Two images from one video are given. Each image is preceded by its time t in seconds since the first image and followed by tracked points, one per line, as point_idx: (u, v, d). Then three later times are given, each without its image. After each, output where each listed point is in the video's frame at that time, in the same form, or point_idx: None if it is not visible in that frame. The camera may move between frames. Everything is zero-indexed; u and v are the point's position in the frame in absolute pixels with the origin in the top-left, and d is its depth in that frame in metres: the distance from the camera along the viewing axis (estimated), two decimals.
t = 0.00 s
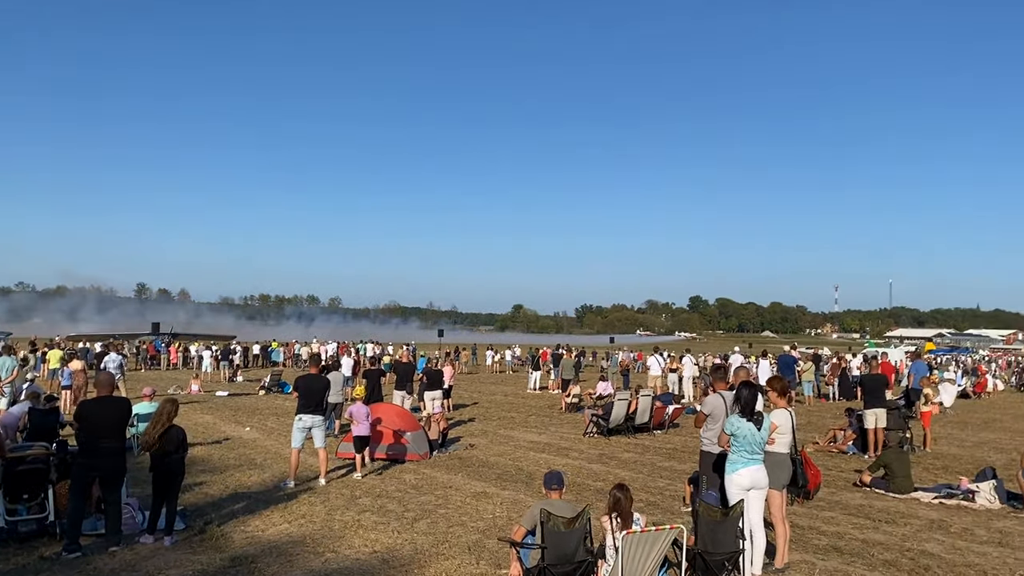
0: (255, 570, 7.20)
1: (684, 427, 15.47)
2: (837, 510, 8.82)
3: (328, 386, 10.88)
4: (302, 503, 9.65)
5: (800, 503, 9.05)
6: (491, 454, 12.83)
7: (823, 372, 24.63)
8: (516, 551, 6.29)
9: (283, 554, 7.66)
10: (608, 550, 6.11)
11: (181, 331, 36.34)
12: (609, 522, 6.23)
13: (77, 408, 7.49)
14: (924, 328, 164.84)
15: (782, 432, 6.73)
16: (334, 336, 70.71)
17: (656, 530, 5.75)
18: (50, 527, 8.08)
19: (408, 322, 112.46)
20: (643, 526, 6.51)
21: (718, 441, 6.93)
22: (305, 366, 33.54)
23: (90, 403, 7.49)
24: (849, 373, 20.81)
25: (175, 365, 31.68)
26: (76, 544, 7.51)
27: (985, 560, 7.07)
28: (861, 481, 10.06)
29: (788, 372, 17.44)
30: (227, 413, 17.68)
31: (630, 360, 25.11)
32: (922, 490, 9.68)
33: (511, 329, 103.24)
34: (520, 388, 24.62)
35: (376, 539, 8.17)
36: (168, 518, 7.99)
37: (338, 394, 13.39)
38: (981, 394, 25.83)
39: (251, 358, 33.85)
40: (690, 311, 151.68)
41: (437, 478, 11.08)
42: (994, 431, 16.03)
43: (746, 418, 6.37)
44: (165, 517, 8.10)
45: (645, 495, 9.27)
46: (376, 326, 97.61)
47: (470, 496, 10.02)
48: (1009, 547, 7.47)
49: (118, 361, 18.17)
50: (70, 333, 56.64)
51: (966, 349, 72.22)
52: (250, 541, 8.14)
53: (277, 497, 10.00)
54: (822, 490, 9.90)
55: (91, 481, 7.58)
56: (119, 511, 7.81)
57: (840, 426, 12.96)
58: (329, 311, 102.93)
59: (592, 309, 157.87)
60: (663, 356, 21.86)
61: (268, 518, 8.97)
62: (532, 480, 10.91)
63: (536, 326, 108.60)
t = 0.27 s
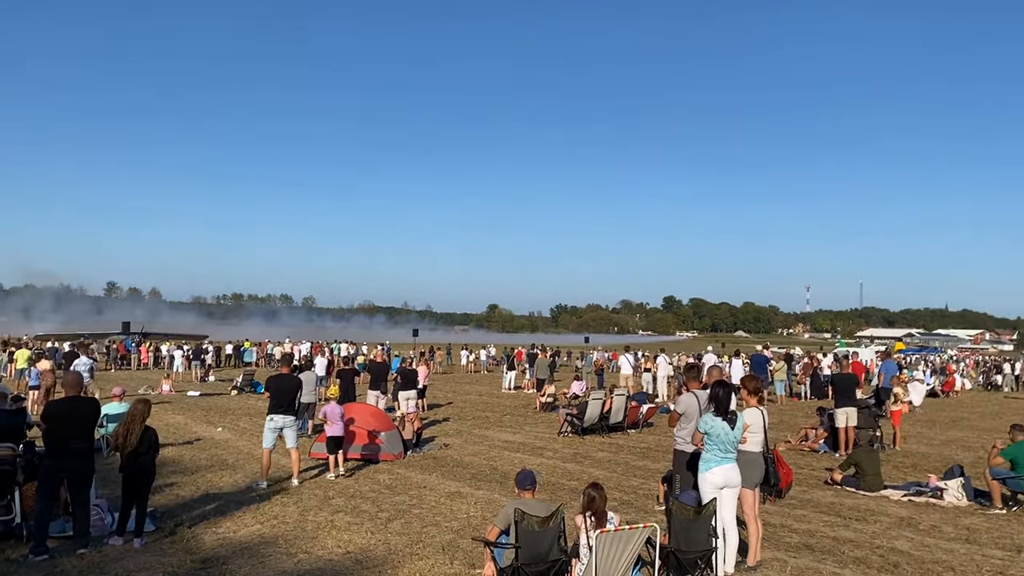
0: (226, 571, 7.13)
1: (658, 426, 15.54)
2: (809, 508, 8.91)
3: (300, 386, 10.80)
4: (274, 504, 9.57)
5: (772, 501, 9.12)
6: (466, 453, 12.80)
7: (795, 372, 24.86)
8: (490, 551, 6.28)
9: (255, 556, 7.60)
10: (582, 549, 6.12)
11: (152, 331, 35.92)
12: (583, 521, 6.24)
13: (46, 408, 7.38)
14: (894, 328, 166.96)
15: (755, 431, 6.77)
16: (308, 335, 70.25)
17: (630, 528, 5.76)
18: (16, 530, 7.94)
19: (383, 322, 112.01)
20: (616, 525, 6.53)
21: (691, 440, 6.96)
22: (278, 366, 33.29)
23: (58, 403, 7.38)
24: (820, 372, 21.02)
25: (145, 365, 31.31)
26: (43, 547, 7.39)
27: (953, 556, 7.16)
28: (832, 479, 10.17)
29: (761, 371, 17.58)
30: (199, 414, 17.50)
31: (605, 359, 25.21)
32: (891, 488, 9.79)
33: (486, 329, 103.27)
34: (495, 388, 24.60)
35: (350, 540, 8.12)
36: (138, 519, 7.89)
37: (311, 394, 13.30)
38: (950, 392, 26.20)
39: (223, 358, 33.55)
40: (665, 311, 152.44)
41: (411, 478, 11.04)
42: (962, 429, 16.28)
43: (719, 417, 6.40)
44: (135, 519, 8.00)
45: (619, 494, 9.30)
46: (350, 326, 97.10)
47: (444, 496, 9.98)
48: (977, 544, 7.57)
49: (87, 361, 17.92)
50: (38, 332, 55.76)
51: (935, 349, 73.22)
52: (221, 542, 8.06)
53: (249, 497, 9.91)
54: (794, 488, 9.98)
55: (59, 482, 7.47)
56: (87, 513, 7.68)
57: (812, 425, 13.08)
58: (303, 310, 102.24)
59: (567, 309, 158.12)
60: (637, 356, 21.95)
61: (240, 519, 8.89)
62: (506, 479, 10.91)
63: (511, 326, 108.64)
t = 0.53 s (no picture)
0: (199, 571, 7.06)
1: (634, 424, 15.60)
2: (783, 505, 8.98)
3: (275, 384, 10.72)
4: (249, 503, 9.50)
5: (746, 498, 9.19)
6: (442, 452, 12.78)
7: (769, 370, 25.06)
8: (466, 549, 6.27)
9: (229, 556, 7.53)
10: (559, 547, 6.13)
11: (125, 329, 35.51)
12: (560, 519, 6.25)
13: (15, 408, 7.26)
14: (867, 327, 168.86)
15: (730, 429, 6.82)
16: (283, 333, 69.77)
17: (608, 526, 5.78)
18: None
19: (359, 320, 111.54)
20: (593, 523, 6.54)
21: (667, 438, 6.99)
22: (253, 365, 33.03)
23: (28, 402, 7.26)
24: (794, 370, 21.20)
25: (118, 364, 30.93)
26: (13, 548, 7.28)
27: (924, 552, 7.26)
28: (805, 476, 10.26)
29: (735, 369, 17.71)
30: (173, 412, 17.33)
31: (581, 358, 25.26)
32: (864, 484, 9.90)
33: (463, 327, 103.15)
34: (472, 386, 24.57)
35: (325, 539, 8.07)
36: (110, 519, 7.80)
37: (287, 393, 13.21)
38: (921, 390, 26.54)
39: (197, 356, 33.24)
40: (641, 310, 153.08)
41: (387, 477, 11.00)
42: (933, 426, 16.48)
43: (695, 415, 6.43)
44: (107, 519, 7.90)
45: (595, 492, 9.33)
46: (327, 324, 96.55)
47: (421, 494, 9.96)
48: (947, 540, 7.67)
49: (58, 360, 17.68)
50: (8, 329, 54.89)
51: (906, 348, 74.13)
52: (194, 542, 7.98)
53: (224, 497, 9.82)
54: (768, 485, 10.06)
55: (29, 483, 7.35)
56: (58, 513, 7.58)
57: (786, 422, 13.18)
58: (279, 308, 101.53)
59: (544, 307, 158.29)
60: (614, 355, 22.04)
61: (214, 519, 8.81)
62: (482, 478, 10.89)
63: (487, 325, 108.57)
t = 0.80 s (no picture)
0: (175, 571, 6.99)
1: (612, 422, 15.65)
2: (759, 502, 9.05)
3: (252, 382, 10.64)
4: (226, 503, 9.42)
5: (723, 495, 9.24)
6: (421, 450, 12.75)
7: (746, 367, 25.26)
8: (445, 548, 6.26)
9: (205, 555, 7.46)
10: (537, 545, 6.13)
11: (99, 327, 35.09)
12: (539, 517, 6.25)
13: None
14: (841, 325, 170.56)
15: (708, 426, 6.85)
16: (260, 331, 69.30)
17: (586, 523, 5.79)
18: None
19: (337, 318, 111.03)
20: (571, 520, 6.55)
21: (645, 435, 7.02)
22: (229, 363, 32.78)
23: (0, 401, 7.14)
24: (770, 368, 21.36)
25: (92, 362, 30.57)
26: None
27: (898, 547, 7.34)
28: (781, 473, 10.34)
29: (712, 367, 17.81)
30: (147, 411, 17.16)
31: (560, 356, 25.29)
32: (839, 481, 10.00)
33: (441, 325, 102.97)
34: (450, 384, 24.54)
35: (302, 538, 8.02)
36: (84, 519, 7.70)
37: (263, 391, 13.12)
38: (895, 387, 26.84)
39: (172, 354, 32.93)
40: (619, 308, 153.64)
41: (365, 476, 10.96)
42: (907, 423, 16.67)
43: (674, 412, 6.46)
44: (81, 519, 7.81)
45: (574, 489, 9.34)
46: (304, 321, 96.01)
47: (399, 493, 9.93)
48: (921, 535, 7.77)
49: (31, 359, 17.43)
50: None
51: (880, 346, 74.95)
52: (170, 542, 7.90)
53: (200, 496, 9.74)
54: (744, 482, 10.13)
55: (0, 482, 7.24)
56: (31, 513, 7.48)
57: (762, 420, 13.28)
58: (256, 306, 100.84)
59: (522, 306, 158.42)
60: (592, 353, 22.10)
61: (190, 519, 8.73)
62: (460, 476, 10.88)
63: (466, 323, 108.45)
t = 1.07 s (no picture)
0: (142, 570, 6.91)
1: (582, 418, 15.71)
2: (727, 497, 9.15)
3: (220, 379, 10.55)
4: (193, 501, 9.34)
5: (691, 491, 9.33)
6: (391, 447, 12.72)
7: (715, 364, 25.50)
8: (414, 544, 6.26)
9: (172, 553, 7.39)
10: (507, 541, 6.15)
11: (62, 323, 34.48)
12: (509, 513, 6.26)
13: None
14: (809, 322, 172.62)
15: (676, 422, 6.92)
16: (228, 328, 68.56)
17: (555, 519, 5.81)
18: None
19: (307, 315, 110.24)
20: (541, 516, 6.57)
21: (614, 431, 7.07)
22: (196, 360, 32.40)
23: None
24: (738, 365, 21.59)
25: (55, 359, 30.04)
26: None
27: (862, 541, 7.47)
28: (749, 469, 10.46)
29: (682, 364, 17.96)
30: (113, 409, 16.92)
31: (530, 352, 25.34)
32: (805, 476, 10.14)
33: (412, 322, 102.59)
34: (421, 381, 24.48)
35: (271, 536, 7.97)
36: (47, 519, 7.58)
37: (231, 388, 13.00)
38: (860, 383, 27.24)
39: (139, 351, 32.48)
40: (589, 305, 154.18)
41: (335, 473, 10.91)
42: (871, 419, 16.93)
43: (643, 408, 6.50)
44: (44, 518, 7.70)
45: (544, 485, 9.38)
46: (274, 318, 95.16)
47: (369, 490, 9.90)
48: (884, 529, 7.91)
49: None
50: None
51: (847, 343, 75.96)
52: (136, 541, 7.81)
53: (167, 494, 9.64)
54: (713, 477, 10.23)
55: None
56: None
57: (730, 416, 13.42)
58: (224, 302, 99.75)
59: (493, 303, 158.40)
60: (562, 350, 22.17)
61: (157, 517, 8.63)
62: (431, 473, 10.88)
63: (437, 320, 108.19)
